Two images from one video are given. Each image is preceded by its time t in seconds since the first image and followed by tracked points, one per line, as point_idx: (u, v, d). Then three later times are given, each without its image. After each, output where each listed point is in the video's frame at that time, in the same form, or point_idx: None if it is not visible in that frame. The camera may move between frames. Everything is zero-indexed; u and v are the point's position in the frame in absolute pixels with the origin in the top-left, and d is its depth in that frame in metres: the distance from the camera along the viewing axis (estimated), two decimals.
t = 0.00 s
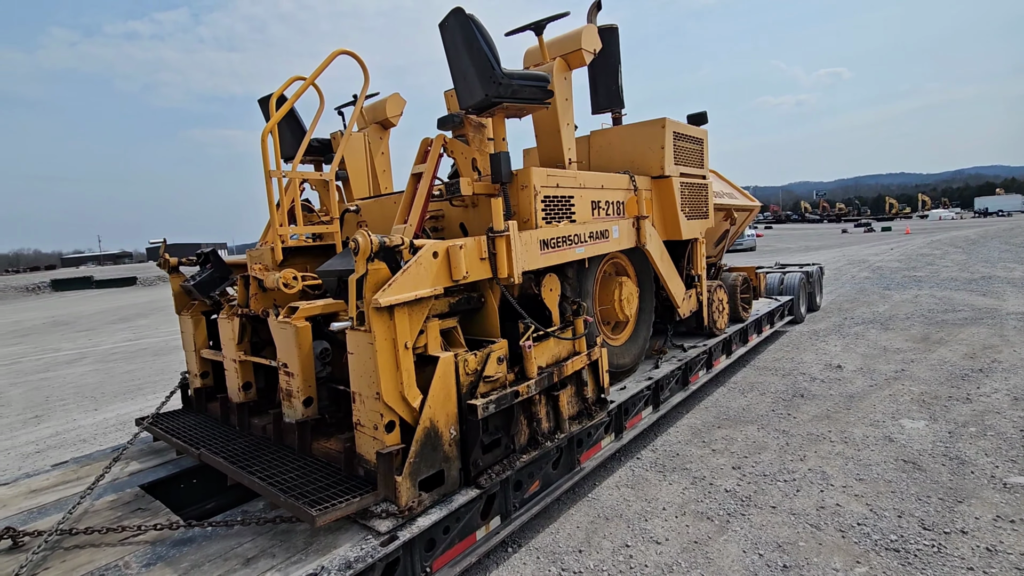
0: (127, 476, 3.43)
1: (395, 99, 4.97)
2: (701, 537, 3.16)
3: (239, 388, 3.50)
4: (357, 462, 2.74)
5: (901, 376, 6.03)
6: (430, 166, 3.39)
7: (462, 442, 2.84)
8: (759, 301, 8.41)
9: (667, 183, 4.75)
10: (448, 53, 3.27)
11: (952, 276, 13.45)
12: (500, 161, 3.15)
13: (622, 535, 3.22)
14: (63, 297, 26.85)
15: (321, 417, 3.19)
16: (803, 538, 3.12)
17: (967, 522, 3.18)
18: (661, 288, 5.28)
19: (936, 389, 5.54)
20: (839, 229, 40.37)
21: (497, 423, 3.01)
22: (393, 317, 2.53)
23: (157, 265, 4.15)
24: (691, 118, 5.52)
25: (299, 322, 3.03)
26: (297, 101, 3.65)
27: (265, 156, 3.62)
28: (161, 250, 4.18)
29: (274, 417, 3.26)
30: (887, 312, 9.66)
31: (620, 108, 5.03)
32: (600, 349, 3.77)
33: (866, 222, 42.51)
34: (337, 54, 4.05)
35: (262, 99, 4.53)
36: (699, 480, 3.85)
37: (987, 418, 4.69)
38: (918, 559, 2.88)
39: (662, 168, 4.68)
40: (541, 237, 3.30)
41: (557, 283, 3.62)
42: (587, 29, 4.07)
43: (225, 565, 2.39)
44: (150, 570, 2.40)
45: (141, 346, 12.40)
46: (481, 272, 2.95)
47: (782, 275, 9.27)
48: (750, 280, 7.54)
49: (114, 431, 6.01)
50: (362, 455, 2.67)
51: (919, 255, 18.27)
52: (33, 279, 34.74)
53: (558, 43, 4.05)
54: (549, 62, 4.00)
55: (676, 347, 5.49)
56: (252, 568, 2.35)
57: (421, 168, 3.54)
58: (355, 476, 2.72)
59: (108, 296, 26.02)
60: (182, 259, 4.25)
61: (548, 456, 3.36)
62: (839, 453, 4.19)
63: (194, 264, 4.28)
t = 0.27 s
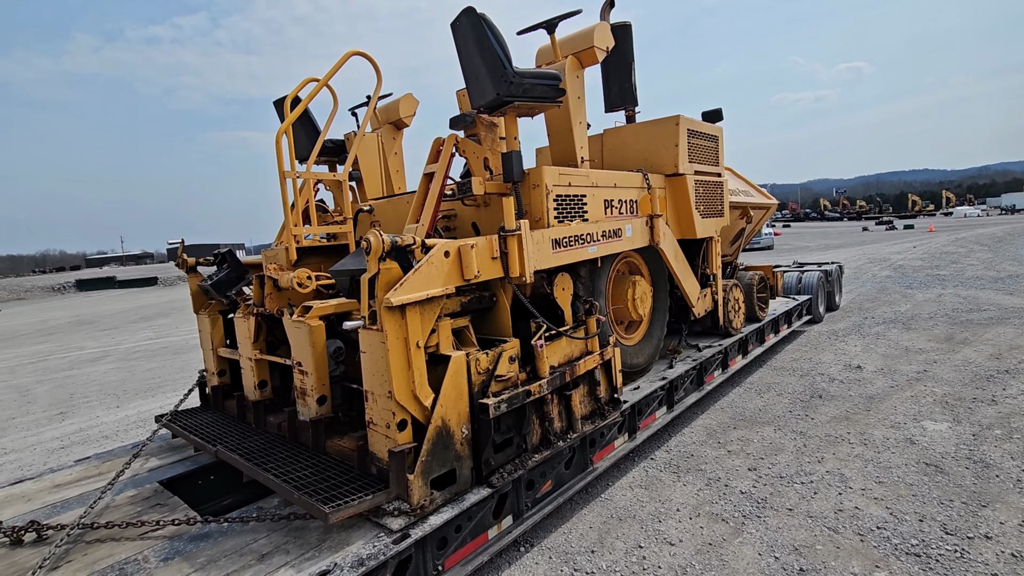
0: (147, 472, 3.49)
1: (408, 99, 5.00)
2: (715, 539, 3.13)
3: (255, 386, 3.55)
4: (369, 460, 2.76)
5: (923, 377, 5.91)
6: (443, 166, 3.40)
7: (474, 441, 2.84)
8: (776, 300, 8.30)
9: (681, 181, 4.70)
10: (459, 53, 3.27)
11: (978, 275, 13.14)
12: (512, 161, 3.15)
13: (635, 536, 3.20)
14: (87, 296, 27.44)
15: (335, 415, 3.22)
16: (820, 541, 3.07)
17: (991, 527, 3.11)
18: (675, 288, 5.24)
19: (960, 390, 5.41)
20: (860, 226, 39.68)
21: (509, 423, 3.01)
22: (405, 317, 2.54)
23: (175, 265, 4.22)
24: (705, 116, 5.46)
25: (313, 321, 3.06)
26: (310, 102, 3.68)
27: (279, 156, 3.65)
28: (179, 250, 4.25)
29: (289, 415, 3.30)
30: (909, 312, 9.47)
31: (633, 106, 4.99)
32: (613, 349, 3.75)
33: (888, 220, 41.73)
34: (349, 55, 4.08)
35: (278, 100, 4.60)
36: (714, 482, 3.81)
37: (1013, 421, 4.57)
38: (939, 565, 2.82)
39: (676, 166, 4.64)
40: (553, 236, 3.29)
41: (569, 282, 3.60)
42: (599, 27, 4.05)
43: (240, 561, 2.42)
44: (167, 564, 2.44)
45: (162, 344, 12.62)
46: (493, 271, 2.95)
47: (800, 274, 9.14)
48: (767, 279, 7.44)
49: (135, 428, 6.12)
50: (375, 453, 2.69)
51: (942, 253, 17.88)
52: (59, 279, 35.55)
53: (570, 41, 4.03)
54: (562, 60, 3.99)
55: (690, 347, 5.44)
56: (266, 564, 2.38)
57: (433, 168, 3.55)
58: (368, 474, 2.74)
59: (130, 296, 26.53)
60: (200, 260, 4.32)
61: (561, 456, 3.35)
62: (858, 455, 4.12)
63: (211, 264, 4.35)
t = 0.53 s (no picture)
0: (165, 468, 3.54)
1: (420, 98, 5.00)
2: (730, 541, 3.09)
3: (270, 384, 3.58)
4: (382, 459, 2.77)
5: (945, 376, 5.79)
6: (454, 164, 3.39)
7: (486, 440, 2.84)
8: (792, 298, 8.19)
9: (695, 178, 4.65)
10: (471, 51, 3.27)
11: (1002, 272, 12.83)
12: (524, 159, 3.14)
13: (648, 536, 3.18)
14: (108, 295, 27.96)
15: (348, 414, 3.24)
16: (838, 544, 3.02)
17: (1016, 531, 3.03)
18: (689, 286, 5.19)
19: (983, 390, 5.29)
20: (880, 223, 39.01)
21: (521, 422, 3.00)
22: (417, 316, 2.55)
23: (191, 264, 4.28)
24: (720, 112, 5.39)
25: (327, 320, 3.08)
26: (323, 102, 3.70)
27: (293, 157, 3.68)
28: (195, 250, 4.30)
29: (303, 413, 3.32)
30: (931, 310, 9.28)
31: (646, 103, 4.95)
32: (626, 348, 3.73)
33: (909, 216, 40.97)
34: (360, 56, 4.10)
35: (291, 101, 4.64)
36: (729, 482, 3.77)
37: None
38: (962, 569, 2.76)
39: (690, 163, 4.59)
40: (565, 234, 3.28)
41: (582, 281, 3.58)
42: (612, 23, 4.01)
43: (255, 557, 2.44)
44: (184, 560, 2.47)
45: (180, 342, 12.81)
46: (504, 270, 2.94)
47: (818, 271, 9.00)
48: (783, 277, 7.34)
49: (154, 425, 6.22)
50: (388, 451, 2.70)
51: (966, 250, 17.50)
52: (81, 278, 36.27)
53: (582, 38, 4.01)
54: (574, 57, 3.96)
55: (705, 346, 5.38)
56: (281, 561, 2.40)
57: (445, 167, 3.55)
58: (381, 473, 2.75)
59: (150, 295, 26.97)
60: (216, 259, 4.37)
61: (574, 455, 3.34)
62: (877, 456, 4.04)
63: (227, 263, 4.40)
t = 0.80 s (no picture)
0: (177, 466, 3.57)
1: (427, 96, 4.99)
2: (742, 541, 3.06)
3: (279, 383, 3.59)
4: (390, 458, 2.77)
5: (962, 374, 5.69)
6: (461, 162, 3.38)
7: (494, 438, 2.83)
8: (805, 295, 8.10)
9: (705, 174, 4.61)
10: (477, 48, 3.25)
11: (1020, 267, 12.60)
12: (531, 156, 3.12)
13: (658, 536, 3.15)
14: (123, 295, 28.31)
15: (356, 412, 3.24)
16: (851, 544, 2.98)
17: None
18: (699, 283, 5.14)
19: (1001, 387, 5.19)
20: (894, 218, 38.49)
21: (529, 421, 2.99)
22: (424, 314, 2.54)
23: (202, 264, 4.30)
24: (730, 106, 5.33)
25: (334, 319, 3.07)
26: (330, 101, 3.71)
27: (300, 156, 3.69)
28: (205, 250, 4.33)
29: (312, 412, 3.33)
30: (947, 306, 9.13)
31: (655, 98, 4.91)
32: (635, 346, 3.70)
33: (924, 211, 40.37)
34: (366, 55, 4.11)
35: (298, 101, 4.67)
36: (740, 481, 3.73)
37: None
38: (979, 571, 2.70)
39: (700, 158, 4.54)
40: (573, 232, 3.25)
41: (590, 278, 3.56)
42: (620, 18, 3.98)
43: (264, 555, 2.45)
44: (194, 558, 2.49)
45: (193, 341, 12.93)
46: (511, 268, 2.93)
47: (830, 268, 8.89)
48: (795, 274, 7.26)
49: (167, 423, 6.28)
50: (395, 450, 2.70)
51: (983, 245, 17.21)
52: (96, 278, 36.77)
53: (590, 34, 3.97)
54: (581, 53, 3.93)
55: (715, 344, 5.33)
56: (289, 559, 2.41)
57: (452, 165, 3.54)
58: (389, 471, 2.75)
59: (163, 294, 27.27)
60: (226, 259, 4.40)
61: (582, 454, 3.32)
62: (892, 455, 3.98)
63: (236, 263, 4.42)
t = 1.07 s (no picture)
0: (179, 463, 3.58)
1: (428, 92, 4.96)
2: (745, 537, 3.04)
3: (280, 380, 3.59)
4: (391, 455, 2.76)
5: (968, 368, 5.64)
6: (461, 157, 3.36)
7: (495, 435, 2.82)
8: (809, 289, 8.05)
9: (707, 168, 4.57)
10: (476, 42, 3.22)
11: None
12: (531, 150, 3.09)
13: (660, 532, 3.14)
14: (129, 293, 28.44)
15: (357, 409, 3.24)
16: (855, 540, 2.96)
17: None
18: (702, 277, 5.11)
19: (1009, 381, 5.15)
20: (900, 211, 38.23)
21: (530, 417, 2.98)
22: (423, 311, 2.53)
23: (203, 262, 4.30)
24: (733, 99, 5.29)
25: (334, 316, 3.06)
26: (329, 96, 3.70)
27: (300, 152, 3.68)
28: (206, 247, 4.32)
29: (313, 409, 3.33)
30: (953, 300, 9.06)
31: (657, 91, 4.87)
32: (637, 341, 3.68)
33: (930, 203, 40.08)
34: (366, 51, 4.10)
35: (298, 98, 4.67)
36: (743, 477, 3.71)
37: None
38: (984, 566, 2.68)
39: (702, 152, 4.50)
40: (573, 227, 3.23)
41: (591, 274, 3.54)
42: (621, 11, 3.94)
43: (265, 553, 2.45)
44: (196, 555, 2.49)
45: (198, 339, 12.98)
46: (512, 263, 2.91)
47: (835, 261, 8.83)
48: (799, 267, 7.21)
49: (171, 420, 6.31)
50: (396, 447, 2.69)
51: (990, 237, 17.06)
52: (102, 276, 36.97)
53: (591, 27, 3.94)
54: (582, 46, 3.90)
55: (718, 338, 5.31)
56: (290, 556, 2.41)
57: (452, 160, 3.52)
58: (389, 468, 2.75)
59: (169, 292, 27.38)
60: (227, 256, 4.39)
61: (584, 450, 3.31)
62: (897, 450, 3.95)
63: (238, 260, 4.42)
